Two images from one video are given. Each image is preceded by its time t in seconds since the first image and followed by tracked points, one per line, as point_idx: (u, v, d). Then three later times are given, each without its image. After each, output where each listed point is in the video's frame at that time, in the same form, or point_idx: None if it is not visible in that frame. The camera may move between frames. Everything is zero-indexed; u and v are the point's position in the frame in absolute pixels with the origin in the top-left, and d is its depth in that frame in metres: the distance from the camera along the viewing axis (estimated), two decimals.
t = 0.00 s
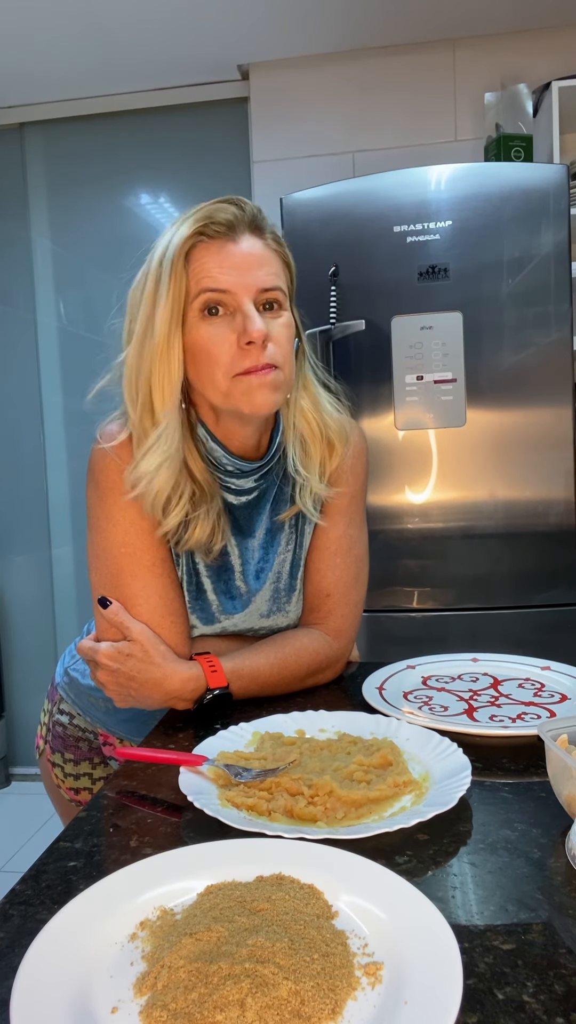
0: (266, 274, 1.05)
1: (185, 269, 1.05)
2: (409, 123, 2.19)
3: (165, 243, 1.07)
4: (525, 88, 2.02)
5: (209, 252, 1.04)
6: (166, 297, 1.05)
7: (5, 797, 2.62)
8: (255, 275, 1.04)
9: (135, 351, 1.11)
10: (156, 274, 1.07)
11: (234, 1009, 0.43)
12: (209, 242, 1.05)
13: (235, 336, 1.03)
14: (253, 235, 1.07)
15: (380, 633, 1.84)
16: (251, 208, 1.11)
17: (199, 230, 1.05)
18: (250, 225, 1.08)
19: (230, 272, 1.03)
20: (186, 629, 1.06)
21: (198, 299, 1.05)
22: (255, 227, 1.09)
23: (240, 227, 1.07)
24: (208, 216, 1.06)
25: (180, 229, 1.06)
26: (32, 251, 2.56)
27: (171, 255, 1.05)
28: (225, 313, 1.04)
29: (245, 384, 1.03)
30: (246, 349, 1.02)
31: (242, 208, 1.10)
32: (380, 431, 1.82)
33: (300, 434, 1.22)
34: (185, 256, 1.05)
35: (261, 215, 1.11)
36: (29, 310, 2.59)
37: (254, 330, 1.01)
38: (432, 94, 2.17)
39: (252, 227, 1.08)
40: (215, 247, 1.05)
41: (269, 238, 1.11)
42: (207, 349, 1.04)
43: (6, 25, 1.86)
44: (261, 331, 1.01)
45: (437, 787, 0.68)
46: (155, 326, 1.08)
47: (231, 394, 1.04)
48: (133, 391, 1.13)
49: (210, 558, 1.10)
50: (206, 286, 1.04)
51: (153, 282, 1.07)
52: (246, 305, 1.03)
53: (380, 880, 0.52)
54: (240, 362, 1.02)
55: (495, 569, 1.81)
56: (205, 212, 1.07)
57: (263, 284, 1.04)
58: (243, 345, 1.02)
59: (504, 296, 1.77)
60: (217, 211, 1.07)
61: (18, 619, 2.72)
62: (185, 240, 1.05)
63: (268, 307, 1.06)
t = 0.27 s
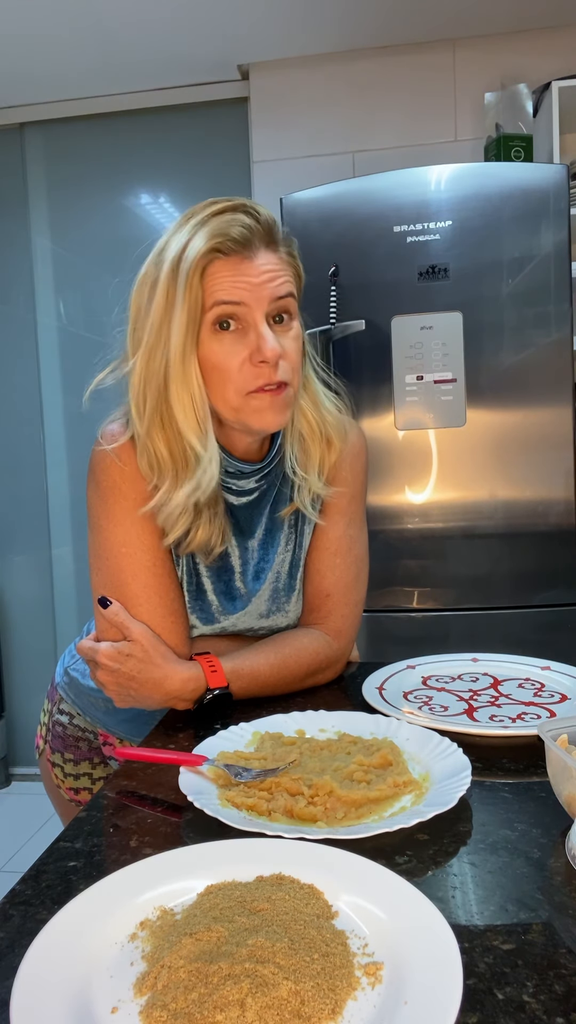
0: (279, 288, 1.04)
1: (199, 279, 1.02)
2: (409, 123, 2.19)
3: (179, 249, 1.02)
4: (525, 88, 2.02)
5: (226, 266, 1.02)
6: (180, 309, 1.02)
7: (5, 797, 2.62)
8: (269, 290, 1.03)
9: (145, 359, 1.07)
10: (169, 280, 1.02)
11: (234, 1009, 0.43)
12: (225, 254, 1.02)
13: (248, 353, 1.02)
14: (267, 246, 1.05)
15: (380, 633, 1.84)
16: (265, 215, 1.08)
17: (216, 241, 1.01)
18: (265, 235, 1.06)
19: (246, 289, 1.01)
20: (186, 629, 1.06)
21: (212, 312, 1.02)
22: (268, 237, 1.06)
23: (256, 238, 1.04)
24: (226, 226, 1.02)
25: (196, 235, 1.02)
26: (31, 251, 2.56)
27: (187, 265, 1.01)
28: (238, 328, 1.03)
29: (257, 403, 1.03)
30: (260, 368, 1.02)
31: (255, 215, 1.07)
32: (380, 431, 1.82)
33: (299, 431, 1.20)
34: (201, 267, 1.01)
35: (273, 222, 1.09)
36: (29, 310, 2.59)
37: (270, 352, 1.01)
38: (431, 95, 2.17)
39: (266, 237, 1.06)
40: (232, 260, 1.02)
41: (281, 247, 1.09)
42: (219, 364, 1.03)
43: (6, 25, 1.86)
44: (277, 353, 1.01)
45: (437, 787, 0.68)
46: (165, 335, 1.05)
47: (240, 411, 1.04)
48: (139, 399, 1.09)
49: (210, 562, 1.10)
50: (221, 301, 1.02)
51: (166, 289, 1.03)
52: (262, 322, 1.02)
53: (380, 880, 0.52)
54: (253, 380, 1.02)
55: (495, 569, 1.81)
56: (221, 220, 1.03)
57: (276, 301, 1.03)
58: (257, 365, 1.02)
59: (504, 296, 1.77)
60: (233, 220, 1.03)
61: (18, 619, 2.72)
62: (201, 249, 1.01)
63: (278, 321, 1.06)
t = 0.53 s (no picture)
0: (283, 296, 1.04)
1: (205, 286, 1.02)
2: (409, 123, 2.19)
3: (185, 256, 1.02)
4: (525, 88, 2.02)
5: (230, 274, 1.02)
6: (185, 316, 1.02)
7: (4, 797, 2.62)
8: (273, 299, 1.03)
9: (151, 362, 1.06)
10: (174, 286, 1.02)
11: (234, 1009, 0.43)
12: (230, 262, 1.02)
13: (251, 361, 1.03)
14: (272, 254, 1.05)
15: (380, 633, 1.84)
16: (271, 222, 1.07)
17: (221, 249, 1.01)
18: (270, 242, 1.05)
19: (250, 297, 1.01)
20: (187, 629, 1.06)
21: (216, 319, 1.02)
22: (274, 243, 1.06)
23: (261, 246, 1.04)
24: (232, 233, 1.02)
25: (203, 242, 1.01)
26: (31, 251, 2.55)
27: (193, 272, 1.01)
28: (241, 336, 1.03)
29: (257, 409, 1.04)
30: (262, 376, 1.02)
31: (261, 222, 1.06)
32: (380, 431, 1.82)
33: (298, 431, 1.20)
34: (206, 274, 1.01)
35: (280, 227, 1.08)
36: (29, 310, 2.59)
37: (273, 362, 1.01)
38: (431, 95, 2.17)
39: (271, 244, 1.05)
40: (238, 268, 1.02)
41: (285, 254, 1.09)
42: (221, 370, 1.04)
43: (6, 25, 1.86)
44: (280, 363, 1.01)
45: (437, 787, 0.68)
46: (170, 340, 1.04)
47: (241, 417, 1.05)
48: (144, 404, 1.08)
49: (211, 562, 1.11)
50: (226, 309, 1.02)
51: (171, 294, 1.02)
52: (265, 331, 1.02)
53: (380, 880, 0.52)
54: (255, 388, 1.03)
55: (495, 569, 1.81)
56: (227, 227, 1.02)
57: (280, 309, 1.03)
58: (259, 373, 1.02)
59: (504, 296, 1.77)
60: (239, 226, 1.03)
61: (18, 619, 2.72)
62: (207, 256, 1.01)
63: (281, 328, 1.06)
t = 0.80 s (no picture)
0: (285, 296, 1.03)
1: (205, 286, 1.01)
2: (409, 123, 2.19)
3: (186, 256, 1.02)
4: (525, 88, 2.02)
5: (231, 274, 1.01)
6: (185, 316, 1.02)
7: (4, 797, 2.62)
8: (274, 299, 1.02)
9: (151, 362, 1.06)
10: (174, 286, 1.02)
11: (234, 1009, 0.43)
12: (230, 262, 1.01)
13: (251, 362, 1.02)
14: (273, 254, 1.04)
15: (380, 633, 1.84)
16: (271, 222, 1.06)
17: (222, 249, 1.01)
18: (271, 242, 1.04)
19: (250, 297, 1.01)
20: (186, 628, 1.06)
21: (216, 320, 1.02)
22: (275, 243, 1.05)
23: (261, 246, 1.03)
24: (232, 233, 1.01)
25: (203, 242, 1.01)
26: (31, 251, 2.55)
27: (193, 272, 1.00)
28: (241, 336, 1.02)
29: (257, 410, 1.03)
30: (262, 377, 1.01)
31: (262, 222, 1.05)
32: (380, 431, 1.82)
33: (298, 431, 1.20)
34: (206, 274, 1.01)
35: (281, 227, 1.07)
36: (29, 310, 2.59)
37: (273, 362, 1.00)
38: (431, 95, 2.17)
39: (272, 245, 1.04)
40: (238, 268, 1.01)
41: (286, 255, 1.08)
42: (221, 371, 1.03)
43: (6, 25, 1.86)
44: (280, 363, 1.00)
45: (437, 787, 0.68)
46: (169, 340, 1.04)
47: (241, 417, 1.04)
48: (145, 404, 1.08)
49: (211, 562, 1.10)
50: (226, 309, 1.01)
51: (171, 295, 1.02)
52: (266, 331, 1.01)
53: (380, 879, 0.52)
54: (255, 388, 1.02)
55: (495, 569, 1.81)
56: (227, 227, 1.02)
57: (281, 310, 1.02)
58: (258, 373, 1.01)
59: (504, 296, 1.77)
60: (239, 226, 1.02)
61: (19, 619, 2.72)
62: (207, 256, 1.00)
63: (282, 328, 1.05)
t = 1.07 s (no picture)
0: (282, 296, 1.03)
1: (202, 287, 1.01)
2: (409, 123, 2.19)
3: (183, 257, 1.02)
4: (525, 88, 2.02)
5: (228, 274, 1.01)
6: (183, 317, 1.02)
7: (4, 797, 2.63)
8: (272, 299, 1.01)
9: (150, 362, 1.07)
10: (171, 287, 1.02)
11: (234, 1009, 0.43)
12: (227, 262, 1.01)
13: (249, 362, 1.01)
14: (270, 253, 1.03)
15: (380, 633, 1.84)
16: (269, 222, 1.06)
17: (219, 249, 1.00)
18: (268, 242, 1.04)
19: (248, 297, 1.00)
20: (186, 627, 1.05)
21: (214, 320, 1.01)
22: (272, 243, 1.05)
23: (258, 246, 1.03)
24: (228, 232, 1.01)
25: (200, 243, 1.01)
26: (31, 251, 2.56)
27: (190, 272, 1.00)
28: (239, 336, 1.02)
29: (255, 410, 1.03)
30: (260, 377, 1.01)
31: (258, 222, 1.05)
32: (380, 431, 1.82)
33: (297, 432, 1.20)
34: (203, 276, 1.01)
35: (278, 227, 1.07)
36: (29, 310, 2.59)
37: (270, 362, 1.00)
38: (432, 95, 2.17)
39: (269, 245, 1.04)
40: (235, 268, 1.01)
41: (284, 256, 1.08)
42: (219, 371, 1.03)
43: (6, 25, 1.86)
44: (277, 363, 1.00)
45: (437, 787, 0.68)
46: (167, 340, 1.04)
47: (239, 417, 1.04)
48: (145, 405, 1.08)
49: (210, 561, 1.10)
50: (224, 310, 1.01)
51: (169, 296, 1.02)
52: (263, 331, 1.01)
53: (380, 879, 0.52)
54: (253, 388, 1.02)
55: (495, 569, 1.81)
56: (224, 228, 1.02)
57: (278, 309, 1.02)
58: (256, 374, 1.01)
59: (504, 296, 1.77)
60: (235, 226, 1.02)
61: (19, 619, 2.72)
62: (204, 257, 1.00)
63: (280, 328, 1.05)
